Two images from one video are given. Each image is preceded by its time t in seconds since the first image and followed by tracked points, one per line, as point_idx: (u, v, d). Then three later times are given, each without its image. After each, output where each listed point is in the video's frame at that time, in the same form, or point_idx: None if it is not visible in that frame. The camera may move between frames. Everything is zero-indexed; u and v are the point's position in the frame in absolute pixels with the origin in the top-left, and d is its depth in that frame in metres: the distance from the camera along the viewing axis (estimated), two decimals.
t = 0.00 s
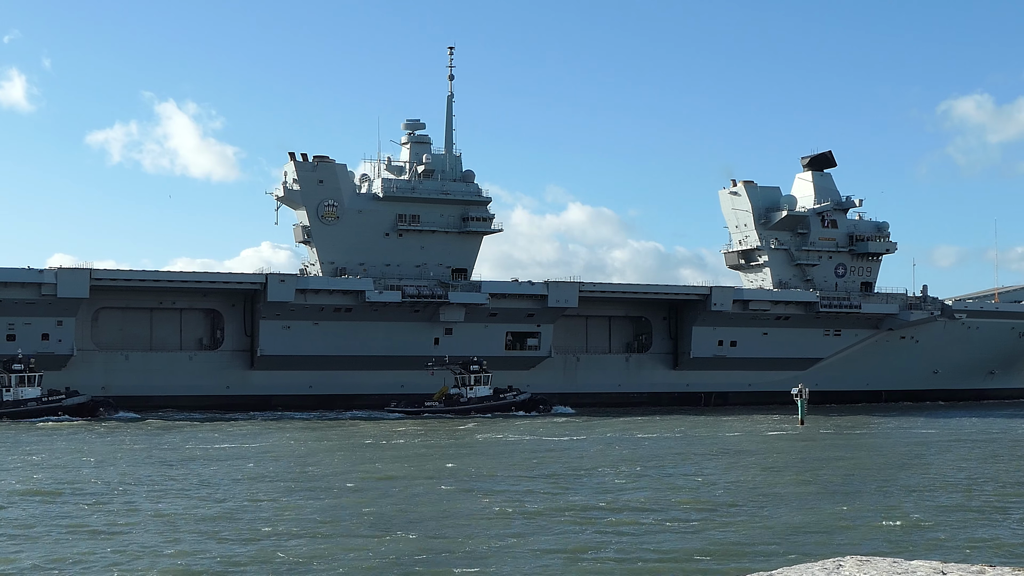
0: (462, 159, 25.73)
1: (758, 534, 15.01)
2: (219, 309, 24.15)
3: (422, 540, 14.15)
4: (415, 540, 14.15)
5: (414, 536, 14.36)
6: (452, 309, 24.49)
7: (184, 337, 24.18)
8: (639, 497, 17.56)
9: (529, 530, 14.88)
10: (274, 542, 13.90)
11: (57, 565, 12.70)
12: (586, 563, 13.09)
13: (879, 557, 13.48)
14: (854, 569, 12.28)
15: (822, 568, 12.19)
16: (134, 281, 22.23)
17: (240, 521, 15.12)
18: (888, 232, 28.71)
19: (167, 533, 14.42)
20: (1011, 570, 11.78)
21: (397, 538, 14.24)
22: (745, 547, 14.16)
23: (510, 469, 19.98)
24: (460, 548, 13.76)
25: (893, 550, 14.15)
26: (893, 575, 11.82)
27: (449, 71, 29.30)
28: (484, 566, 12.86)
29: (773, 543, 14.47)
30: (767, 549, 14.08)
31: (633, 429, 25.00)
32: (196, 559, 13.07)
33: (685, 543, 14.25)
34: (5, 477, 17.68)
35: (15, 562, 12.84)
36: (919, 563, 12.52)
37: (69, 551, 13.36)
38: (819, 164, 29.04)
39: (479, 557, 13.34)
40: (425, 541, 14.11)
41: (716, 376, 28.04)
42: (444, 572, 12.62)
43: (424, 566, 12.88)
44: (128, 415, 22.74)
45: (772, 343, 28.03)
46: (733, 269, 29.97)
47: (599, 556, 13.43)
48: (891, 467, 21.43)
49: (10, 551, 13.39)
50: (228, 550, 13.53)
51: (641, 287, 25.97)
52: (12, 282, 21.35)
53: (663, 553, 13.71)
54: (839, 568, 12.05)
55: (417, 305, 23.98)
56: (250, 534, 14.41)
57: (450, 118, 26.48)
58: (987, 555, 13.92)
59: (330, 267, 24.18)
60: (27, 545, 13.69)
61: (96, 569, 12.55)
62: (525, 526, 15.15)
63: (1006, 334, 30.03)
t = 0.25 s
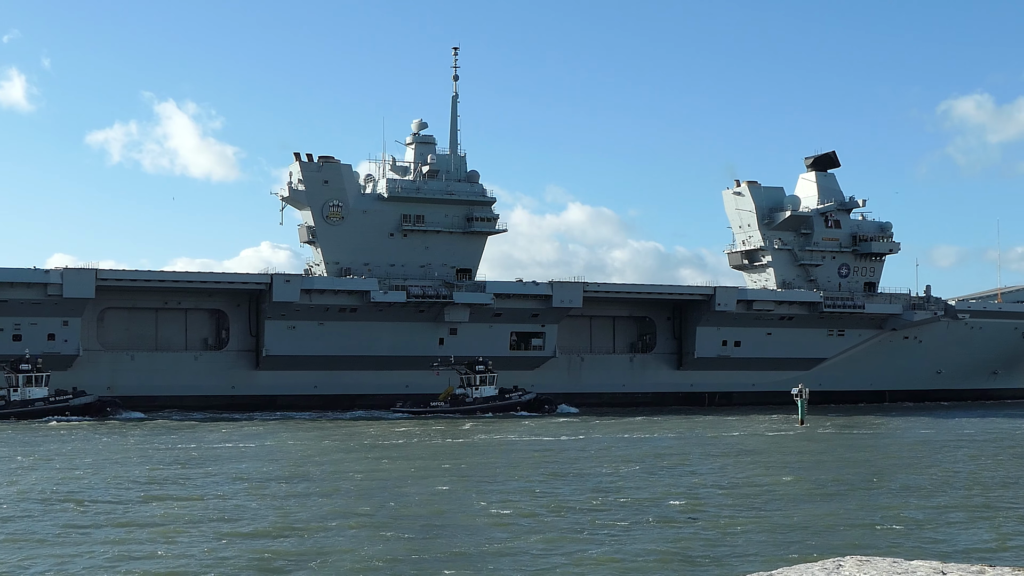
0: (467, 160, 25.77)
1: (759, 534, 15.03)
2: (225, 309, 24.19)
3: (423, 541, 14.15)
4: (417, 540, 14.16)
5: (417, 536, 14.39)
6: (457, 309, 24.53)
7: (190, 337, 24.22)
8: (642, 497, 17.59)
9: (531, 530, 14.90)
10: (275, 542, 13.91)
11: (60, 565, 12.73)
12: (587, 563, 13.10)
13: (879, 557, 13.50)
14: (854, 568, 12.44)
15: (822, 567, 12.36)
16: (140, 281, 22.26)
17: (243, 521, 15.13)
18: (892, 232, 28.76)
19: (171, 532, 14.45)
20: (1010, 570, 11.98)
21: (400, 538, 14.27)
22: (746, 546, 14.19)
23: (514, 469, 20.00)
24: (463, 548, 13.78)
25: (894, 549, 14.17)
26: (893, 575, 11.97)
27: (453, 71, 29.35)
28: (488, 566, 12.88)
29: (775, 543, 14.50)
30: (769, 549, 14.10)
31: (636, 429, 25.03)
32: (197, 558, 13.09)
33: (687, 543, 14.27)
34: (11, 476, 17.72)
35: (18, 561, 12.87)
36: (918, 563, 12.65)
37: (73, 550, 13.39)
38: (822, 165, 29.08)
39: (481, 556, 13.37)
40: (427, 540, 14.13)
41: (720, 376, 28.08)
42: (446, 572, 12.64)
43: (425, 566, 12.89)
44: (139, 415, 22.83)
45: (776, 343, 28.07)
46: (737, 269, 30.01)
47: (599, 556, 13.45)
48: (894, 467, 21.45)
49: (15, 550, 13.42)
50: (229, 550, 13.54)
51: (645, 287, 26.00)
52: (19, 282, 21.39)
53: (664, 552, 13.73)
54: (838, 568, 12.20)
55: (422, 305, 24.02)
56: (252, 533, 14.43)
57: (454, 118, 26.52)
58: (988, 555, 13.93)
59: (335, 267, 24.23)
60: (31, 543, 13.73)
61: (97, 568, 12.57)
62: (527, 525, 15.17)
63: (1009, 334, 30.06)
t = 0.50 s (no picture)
0: (471, 160, 25.80)
1: (760, 534, 15.05)
2: (230, 309, 24.22)
3: (425, 541, 14.18)
4: (419, 540, 14.19)
5: (420, 536, 14.41)
6: (461, 309, 24.56)
7: (195, 337, 24.26)
8: (646, 497, 17.62)
9: (534, 529, 14.93)
10: (277, 542, 13.93)
11: (64, 564, 12.77)
12: (588, 563, 13.13)
13: (879, 557, 13.52)
14: (854, 568, 12.52)
15: (822, 567, 12.44)
16: (146, 281, 22.29)
17: (246, 521, 15.16)
18: (895, 232, 28.79)
19: (175, 532, 14.48)
20: (1010, 570, 12.14)
21: (403, 538, 14.29)
22: (748, 547, 14.21)
23: (518, 468, 20.04)
24: (466, 548, 13.80)
25: (895, 549, 14.19)
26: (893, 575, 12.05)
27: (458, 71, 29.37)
28: (492, 566, 12.91)
29: (777, 543, 14.52)
30: (771, 548, 14.12)
31: (640, 429, 25.06)
32: (200, 558, 13.12)
33: (689, 543, 14.30)
34: (18, 475, 17.78)
35: (22, 561, 12.90)
36: (918, 563, 12.74)
37: (77, 550, 13.42)
38: (826, 165, 29.11)
39: (484, 556, 13.39)
40: (430, 541, 14.15)
41: (724, 376, 28.11)
42: (448, 572, 12.67)
43: (427, 566, 12.92)
44: (147, 415, 22.88)
45: (780, 343, 28.10)
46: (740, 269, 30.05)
47: (600, 556, 13.47)
48: (897, 467, 21.46)
49: (20, 549, 13.46)
50: (230, 550, 13.55)
51: (649, 287, 26.03)
52: (25, 282, 21.43)
53: (666, 552, 13.75)
54: (838, 568, 12.29)
55: (427, 305, 24.06)
56: (255, 533, 14.46)
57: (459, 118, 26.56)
58: (990, 555, 13.94)
59: (340, 267, 24.26)
60: (37, 543, 13.76)
61: (101, 568, 12.60)
62: (529, 525, 15.20)
63: (1012, 334, 30.07)
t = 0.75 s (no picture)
0: (476, 160, 25.84)
1: (761, 533, 15.07)
2: (235, 309, 24.25)
3: (428, 540, 14.21)
4: (422, 540, 14.21)
5: (422, 536, 14.42)
6: (466, 309, 24.59)
7: (200, 337, 24.29)
8: (649, 497, 17.63)
9: (537, 529, 14.96)
10: (280, 542, 13.95)
11: (69, 563, 12.81)
12: (591, 562, 13.15)
13: (878, 556, 13.52)
14: (853, 569, 12.43)
15: (822, 567, 12.37)
16: (152, 281, 22.31)
17: (251, 520, 15.20)
18: (899, 233, 28.82)
19: (180, 531, 14.52)
20: (1010, 571, 11.98)
21: (405, 537, 14.31)
22: (749, 546, 14.23)
23: (522, 468, 20.06)
24: (468, 548, 13.81)
25: (897, 549, 14.21)
26: (893, 575, 11.99)
27: (462, 72, 29.40)
28: (495, 566, 12.93)
29: (779, 542, 14.54)
30: (772, 548, 14.13)
31: (644, 429, 25.09)
32: (204, 557, 13.15)
33: (690, 543, 14.33)
34: (24, 474, 17.82)
35: (28, 559, 12.94)
36: (919, 563, 12.67)
37: (82, 549, 13.46)
38: (830, 165, 29.14)
39: (487, 556, 13.40)
40: (433, 540, 14.17)
41: (728, 376, 28.14)
42: (451, 571, 12.69)
43: (430, 565, 12.94)
44: (154, 415, 22.93)
45: (783, 343, 28.13)
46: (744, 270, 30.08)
47: (603, 556, 13.49)
48: (899, 468, 21.46)
49: (25, 548, 13.49)
50: (233, 549, 13.57)
51: (654, 287, 26.06)
52: (31, 282, 21.45)
53: (669, 552, 13.78)
54: (838, 568, 12.22)
55: (432, 305, 24.09)
56: (258, 532, 14.48)
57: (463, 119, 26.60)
58: (991, 555, 13.95)
59: (345, 267, 24.30)
60: (42, 542, 13.79)
61: (105, 567, 12.63)
62: (532, 525, 15.23)
63: (1015, 334, 30.08)
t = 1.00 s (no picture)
0: (480, 161, 25.88)
1: (763, 533, 15.09)
2: (240, 309, 24.29)
3: (431, 539, 14.25)
4: (424, 539, 14.24)
5: (426, 535, 14.47)
6: (471, 309, 24.63)
7: (205, 337, 24.34)
8: (653, 496, 17.67)
9: (540, 529, 14.99)
10: (282, 542, 13.96)
11: (73, 563, 12.83)
12: (593, 562, 13.17)
13: (878, 556, 13.56)
14: (853, 569, 12.17)
15: (822, 568, 12.09)
16: (157, 281, 22.35)
17: (254, 520, 15.22)
18: (902, 233, 28.85)
19: (184, 531, 14.55)
20: (1012, 571, 11.65)
21: (409, 537, 14.36)
22: (751, 545, 14.27)
23: (526, 468, 20.09)
24: (470, 548, 13.85)
25: (898, 549, 14.23)
26: None
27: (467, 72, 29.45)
28: (498, 565, 12.96)
29: (781, 542, 14.59)
30: (774, 548, 14.17)
31: (647, 429, 25.13)
32: (207, 557, 13.18)
33: (692, 542, 14.37)
34: (31, 474, 17.87)
35: (32, 559, 12.97)
36: (920, 563, 12.47)
37: (87, 549, 13.49)
38: (833, 165, 29.19)
39: (490, 555, 13.44)
40: (436, 540, 14.21)
41: (731, 376, 28.18)
42: (454, 571, 12.71)
43: (433, 565, 12.96)
44: (162, 415, 22.98)
45: (787, 343, 28.18)
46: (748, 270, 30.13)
47: (605, 555, 13.51)
48: (902, 468, 21.49)
49: (31, 547, 13.54)
50: (235, 549, 13.58)
51: (658, 288, 26.10)
52: (38, 282, 21.49)
53: (671, 552, 13.79)
54: (838, 568, 11.96)
55: (437, 305, 24.14)
56: (261, 532, 14.51)
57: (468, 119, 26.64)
58: (992, 555, 13.99)
59: (350, 267, 24.34)
60: (47, 541, 13.84)
61: (109, 567, 12.66)
62: (536, 524, 15.27)
63: (1018, 334, 30.11)
